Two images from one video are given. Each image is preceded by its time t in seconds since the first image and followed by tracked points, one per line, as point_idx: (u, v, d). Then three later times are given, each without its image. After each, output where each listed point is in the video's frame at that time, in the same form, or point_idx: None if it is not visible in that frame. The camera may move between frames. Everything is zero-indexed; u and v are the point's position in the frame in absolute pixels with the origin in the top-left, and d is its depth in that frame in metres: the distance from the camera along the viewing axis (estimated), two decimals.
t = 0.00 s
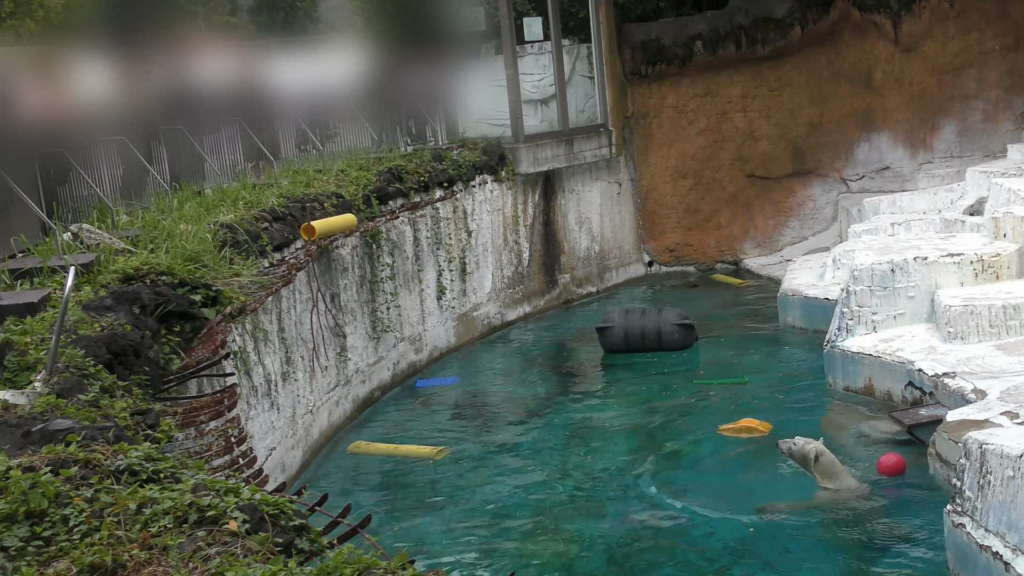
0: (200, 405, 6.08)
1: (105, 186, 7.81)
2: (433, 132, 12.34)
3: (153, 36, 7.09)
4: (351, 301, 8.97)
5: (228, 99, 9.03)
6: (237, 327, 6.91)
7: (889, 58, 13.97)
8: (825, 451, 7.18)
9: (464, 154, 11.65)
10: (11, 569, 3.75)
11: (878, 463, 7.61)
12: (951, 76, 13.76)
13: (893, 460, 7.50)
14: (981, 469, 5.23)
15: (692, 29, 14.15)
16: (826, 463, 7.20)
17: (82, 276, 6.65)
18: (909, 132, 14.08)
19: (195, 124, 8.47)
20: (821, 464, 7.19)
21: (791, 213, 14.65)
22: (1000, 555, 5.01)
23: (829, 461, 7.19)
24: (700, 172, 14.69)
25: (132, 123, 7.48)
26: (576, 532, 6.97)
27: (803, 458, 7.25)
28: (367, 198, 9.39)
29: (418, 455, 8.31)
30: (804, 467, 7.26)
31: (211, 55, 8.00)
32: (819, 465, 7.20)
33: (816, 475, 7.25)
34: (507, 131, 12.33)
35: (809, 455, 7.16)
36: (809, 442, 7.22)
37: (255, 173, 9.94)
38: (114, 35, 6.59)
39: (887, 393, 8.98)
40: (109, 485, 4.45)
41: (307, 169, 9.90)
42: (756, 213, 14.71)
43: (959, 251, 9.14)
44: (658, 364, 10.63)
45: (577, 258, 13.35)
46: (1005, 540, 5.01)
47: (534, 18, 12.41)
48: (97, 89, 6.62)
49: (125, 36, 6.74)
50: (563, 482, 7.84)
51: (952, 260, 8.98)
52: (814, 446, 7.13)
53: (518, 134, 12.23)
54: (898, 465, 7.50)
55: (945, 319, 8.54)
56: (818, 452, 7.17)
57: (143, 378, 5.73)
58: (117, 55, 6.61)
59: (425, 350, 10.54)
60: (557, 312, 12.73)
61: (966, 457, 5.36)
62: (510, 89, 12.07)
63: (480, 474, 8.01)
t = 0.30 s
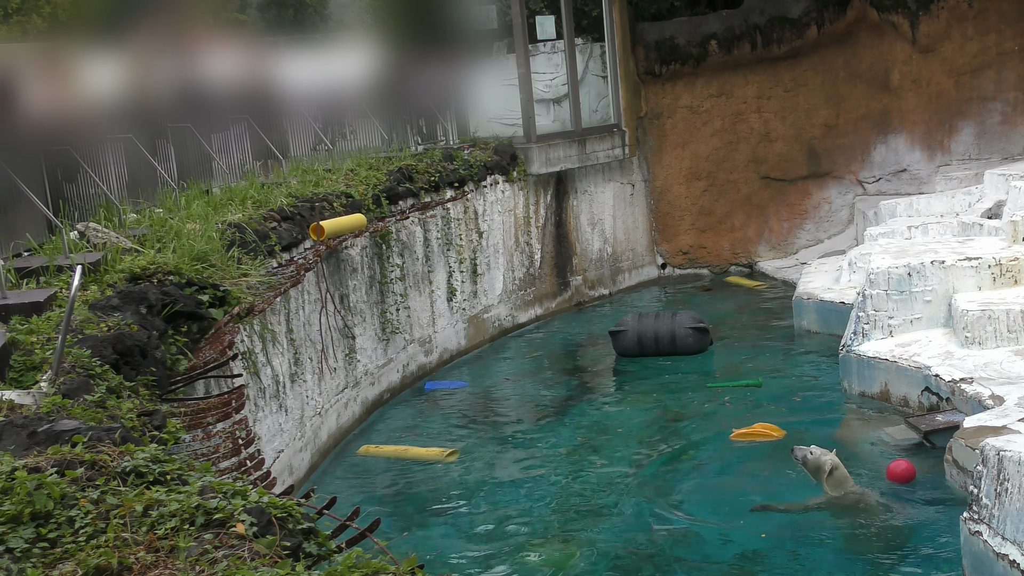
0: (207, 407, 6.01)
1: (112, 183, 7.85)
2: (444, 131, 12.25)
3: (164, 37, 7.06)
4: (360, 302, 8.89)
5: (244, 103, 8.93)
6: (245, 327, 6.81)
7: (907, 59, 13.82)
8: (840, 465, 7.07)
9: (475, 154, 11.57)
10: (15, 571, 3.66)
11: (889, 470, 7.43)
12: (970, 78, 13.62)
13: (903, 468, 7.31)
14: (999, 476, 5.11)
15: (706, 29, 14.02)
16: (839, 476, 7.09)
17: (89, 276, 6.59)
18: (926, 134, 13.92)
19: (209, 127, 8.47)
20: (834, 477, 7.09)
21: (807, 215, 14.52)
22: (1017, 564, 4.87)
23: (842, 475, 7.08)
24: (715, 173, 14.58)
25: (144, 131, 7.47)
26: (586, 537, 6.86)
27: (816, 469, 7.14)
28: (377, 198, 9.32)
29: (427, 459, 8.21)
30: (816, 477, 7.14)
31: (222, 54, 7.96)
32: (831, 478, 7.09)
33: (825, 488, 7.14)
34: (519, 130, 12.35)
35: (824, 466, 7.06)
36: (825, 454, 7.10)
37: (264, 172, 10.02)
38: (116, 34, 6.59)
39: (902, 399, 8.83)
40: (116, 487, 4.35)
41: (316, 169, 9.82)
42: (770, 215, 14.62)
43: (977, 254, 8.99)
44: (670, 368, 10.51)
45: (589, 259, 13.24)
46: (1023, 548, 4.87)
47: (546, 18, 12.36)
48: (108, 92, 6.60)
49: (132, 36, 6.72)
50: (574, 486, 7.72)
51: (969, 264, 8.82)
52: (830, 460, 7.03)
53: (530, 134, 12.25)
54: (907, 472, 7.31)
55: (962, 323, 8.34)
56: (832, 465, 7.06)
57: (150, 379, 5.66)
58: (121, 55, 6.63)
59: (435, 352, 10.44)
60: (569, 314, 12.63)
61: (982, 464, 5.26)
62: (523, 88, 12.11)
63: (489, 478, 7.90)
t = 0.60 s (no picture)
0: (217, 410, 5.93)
1: (122, 185, 7.81)
2: (458, 132, 12.14)
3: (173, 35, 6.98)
4: (371, 304, 8.81)
5: (256, 103, 8.88)
6: (255, 330, 6.75)
7: (925, 58, 13.66)
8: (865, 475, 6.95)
9: (488, 155, 11.50)
10: None
11: (902, 473, 7.37)
12: (990, 77, 13.44)
13: (915, 472, 7.25)
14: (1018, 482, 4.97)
15: (722, 27, 13.92)
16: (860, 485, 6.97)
17: (98, 278, 6.53)
18: (945, 134, 13.75)
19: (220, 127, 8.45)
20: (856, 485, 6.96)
21: (824, 216, 14.39)
22: None
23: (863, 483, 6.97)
24: (730, 173, 14.48)
25: (151, 130, 7.46)
26: (600, 543, 6.75)
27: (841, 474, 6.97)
28: (388, 199, 9.22)
29: (437, 463, 8.12)
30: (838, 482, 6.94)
31: (232, 54, 7.90)
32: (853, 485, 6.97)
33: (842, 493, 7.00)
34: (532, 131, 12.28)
35: (851, 474, 6.91)
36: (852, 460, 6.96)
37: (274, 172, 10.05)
38: (125, 34, 6.54)
39: (920, 403, 8.71)
40: (125, 490, 4.27)
41: (327, 170, 9.73)
42: (786, 216, 14.50)
43: (996, 256, 8.86)
44: (685, 371, 10.39)
45: (602, 261, 13.13)
46: None
47: (560, 16, 12.28)
48: (117, 92, 6.57)
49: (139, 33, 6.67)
50: (587, 491, 7.61)
51: (989, 266, 8.67)
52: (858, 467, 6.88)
53: (543, 135, 12.15)
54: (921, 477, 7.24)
55: (980, 326, 8.18)
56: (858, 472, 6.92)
57: (160, 382, 5.58)
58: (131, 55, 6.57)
59: (447, 355, 10.34)
60: (582, 317, 12.54)
61: (1003, 469, 5.12)
62: (538, 88, 12.03)
63: (502, 482, 7.80)
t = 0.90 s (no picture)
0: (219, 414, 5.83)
1: (122, 186, 7.77)
2: (460, 132, 12.12)
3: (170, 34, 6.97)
4: (373, 306, 8.72)
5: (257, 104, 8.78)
6: (256, 333, 6.63)
7: (935, 57, 13.55)
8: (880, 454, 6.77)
9: (492, 155, 11.46)
10: None
11: (908, 476, 7.25)
12: (1000, 76, 13.30)
13: (922, 476, 7.11)
14: None
15: (730, 25, 13.90)
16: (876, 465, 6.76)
17: (97, 280, 6.46)
18: (955, 133, 13.64)
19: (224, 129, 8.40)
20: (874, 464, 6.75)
21: (832, 218, 14.27)
22: None
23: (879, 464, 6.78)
24: (737, 174, 14.31)
25: (153, 132, 7.40)
26: (606, 548, 6.64)
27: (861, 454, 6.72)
28: (391, 201, 9.09)
29: (439, 467, 8.02)
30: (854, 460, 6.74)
31: (232, 54, 7.80)
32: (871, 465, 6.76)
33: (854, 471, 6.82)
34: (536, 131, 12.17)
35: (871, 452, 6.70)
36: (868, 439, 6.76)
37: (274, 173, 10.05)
38: (124, 33, 6.52)
39: (931, 406, 8.60)
40: (125, 495, 4.18)
41: (329, 171, 9.66)
42: (794, 217, 14.36)
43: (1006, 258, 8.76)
44: (691, 374, 10.28)
45: (608, 263, 13.02)
46: None
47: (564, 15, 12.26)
48: (118, 92, 6.49)
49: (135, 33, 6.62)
50: (592, 497, 7.51)
51: (999, 268, 8.58)
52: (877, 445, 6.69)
53: (547, 135, 12.12)
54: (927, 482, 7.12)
55: (991, 328, 8.06)
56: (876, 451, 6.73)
57: (159, 386, 5.52)
58: (130, 55, 6.55)
59: (450, 358, 10.24)
60: (587, 319, 12.43)
61: (1012, 473, 4.96)
62: (540, 88, 11.95)
63: (506, 487, 7.70)
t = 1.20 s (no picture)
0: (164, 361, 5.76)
1: (65, 129, 7.61)
2: (410, 76, 11.83)
3: None
4: (322, 253, 8.67)
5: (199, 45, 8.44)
6: (203, 280, 6.59)
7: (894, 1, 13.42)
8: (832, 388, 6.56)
9: (442, 99, 11.34)
10: None
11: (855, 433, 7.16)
12: (958, 21, 13.20)
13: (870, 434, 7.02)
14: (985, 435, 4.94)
15: None
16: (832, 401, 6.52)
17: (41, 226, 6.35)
18: (912, 78, 13.58)
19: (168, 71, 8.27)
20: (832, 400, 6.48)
21: (787, 163, 14.26)
22: (1003, 527, 4.73)
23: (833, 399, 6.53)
24: (691, 119, 14.33)
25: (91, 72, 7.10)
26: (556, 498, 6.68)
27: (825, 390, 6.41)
28: (340, 144, 9.01)
29: (387, 416, 8.04)
30: (816, 397, 6.38)
31: None
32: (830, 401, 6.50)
33: (813, 408, 6.48)
34: (488, 75, 12.01)
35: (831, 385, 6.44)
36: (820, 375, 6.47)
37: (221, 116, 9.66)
38: None
39: (885, 354, 8.63)
40: (68, 445, 4.15)
41: (276, 115, 9.52)
42: (750, 162, 14.35)
43: (964, 204, 8.72)
44: (645, 322, 10.30)
45: (560, 209, 13.06)
46: (1009, 510, 4.73)
47: None
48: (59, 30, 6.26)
49: None
50: (541, 446, 7.53)
51: (956, 214, 8.53)
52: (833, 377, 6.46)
53: (500, 78, 11.90)
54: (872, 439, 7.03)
55: (949, 276, 8.11)
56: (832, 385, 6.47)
57: (103, 333, 5.44)
58: None
59: (399, 306, 10.22)
60: (539, 266, 12.43)
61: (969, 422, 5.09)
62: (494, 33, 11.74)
63: (456, 436, 7.72)
